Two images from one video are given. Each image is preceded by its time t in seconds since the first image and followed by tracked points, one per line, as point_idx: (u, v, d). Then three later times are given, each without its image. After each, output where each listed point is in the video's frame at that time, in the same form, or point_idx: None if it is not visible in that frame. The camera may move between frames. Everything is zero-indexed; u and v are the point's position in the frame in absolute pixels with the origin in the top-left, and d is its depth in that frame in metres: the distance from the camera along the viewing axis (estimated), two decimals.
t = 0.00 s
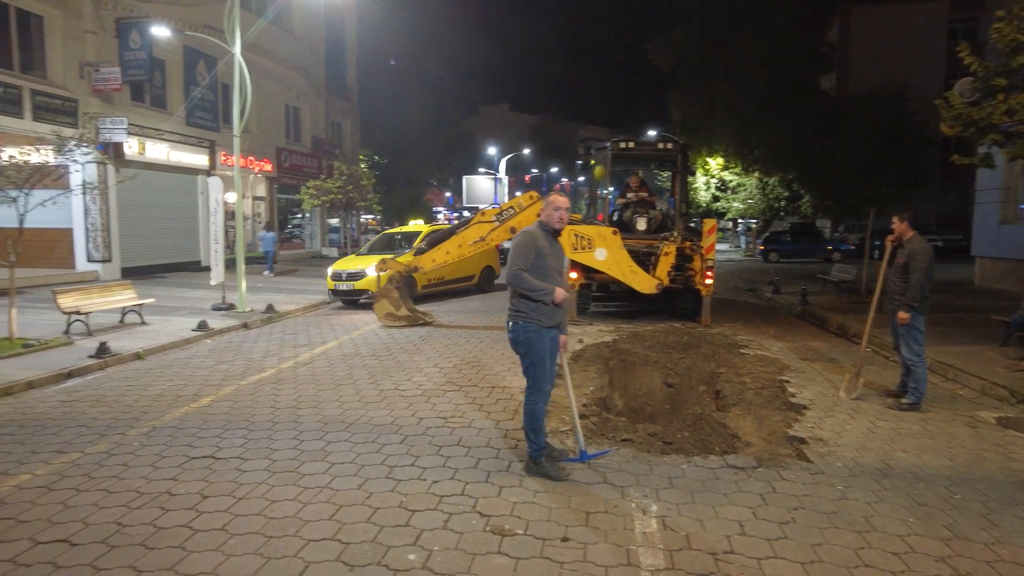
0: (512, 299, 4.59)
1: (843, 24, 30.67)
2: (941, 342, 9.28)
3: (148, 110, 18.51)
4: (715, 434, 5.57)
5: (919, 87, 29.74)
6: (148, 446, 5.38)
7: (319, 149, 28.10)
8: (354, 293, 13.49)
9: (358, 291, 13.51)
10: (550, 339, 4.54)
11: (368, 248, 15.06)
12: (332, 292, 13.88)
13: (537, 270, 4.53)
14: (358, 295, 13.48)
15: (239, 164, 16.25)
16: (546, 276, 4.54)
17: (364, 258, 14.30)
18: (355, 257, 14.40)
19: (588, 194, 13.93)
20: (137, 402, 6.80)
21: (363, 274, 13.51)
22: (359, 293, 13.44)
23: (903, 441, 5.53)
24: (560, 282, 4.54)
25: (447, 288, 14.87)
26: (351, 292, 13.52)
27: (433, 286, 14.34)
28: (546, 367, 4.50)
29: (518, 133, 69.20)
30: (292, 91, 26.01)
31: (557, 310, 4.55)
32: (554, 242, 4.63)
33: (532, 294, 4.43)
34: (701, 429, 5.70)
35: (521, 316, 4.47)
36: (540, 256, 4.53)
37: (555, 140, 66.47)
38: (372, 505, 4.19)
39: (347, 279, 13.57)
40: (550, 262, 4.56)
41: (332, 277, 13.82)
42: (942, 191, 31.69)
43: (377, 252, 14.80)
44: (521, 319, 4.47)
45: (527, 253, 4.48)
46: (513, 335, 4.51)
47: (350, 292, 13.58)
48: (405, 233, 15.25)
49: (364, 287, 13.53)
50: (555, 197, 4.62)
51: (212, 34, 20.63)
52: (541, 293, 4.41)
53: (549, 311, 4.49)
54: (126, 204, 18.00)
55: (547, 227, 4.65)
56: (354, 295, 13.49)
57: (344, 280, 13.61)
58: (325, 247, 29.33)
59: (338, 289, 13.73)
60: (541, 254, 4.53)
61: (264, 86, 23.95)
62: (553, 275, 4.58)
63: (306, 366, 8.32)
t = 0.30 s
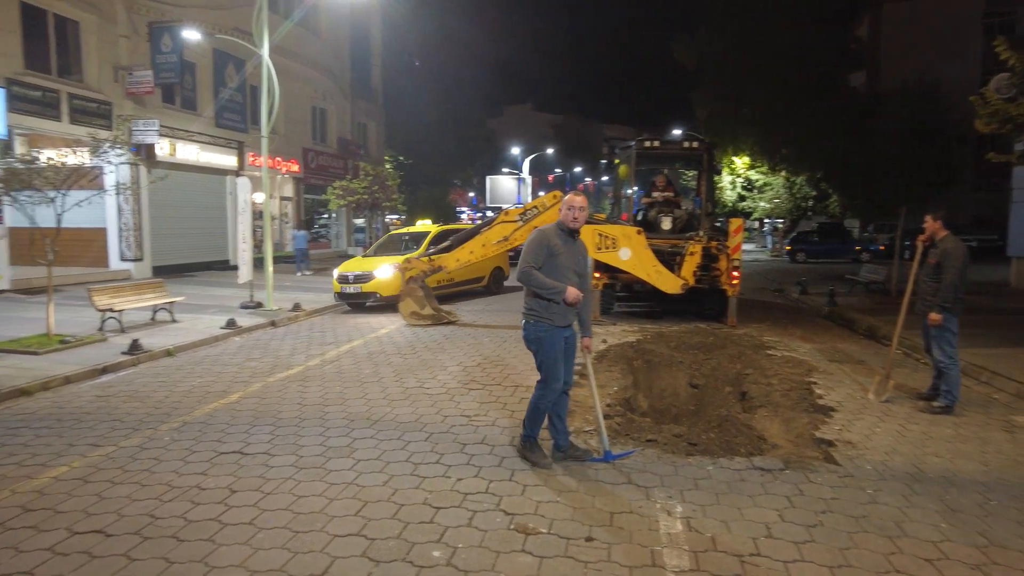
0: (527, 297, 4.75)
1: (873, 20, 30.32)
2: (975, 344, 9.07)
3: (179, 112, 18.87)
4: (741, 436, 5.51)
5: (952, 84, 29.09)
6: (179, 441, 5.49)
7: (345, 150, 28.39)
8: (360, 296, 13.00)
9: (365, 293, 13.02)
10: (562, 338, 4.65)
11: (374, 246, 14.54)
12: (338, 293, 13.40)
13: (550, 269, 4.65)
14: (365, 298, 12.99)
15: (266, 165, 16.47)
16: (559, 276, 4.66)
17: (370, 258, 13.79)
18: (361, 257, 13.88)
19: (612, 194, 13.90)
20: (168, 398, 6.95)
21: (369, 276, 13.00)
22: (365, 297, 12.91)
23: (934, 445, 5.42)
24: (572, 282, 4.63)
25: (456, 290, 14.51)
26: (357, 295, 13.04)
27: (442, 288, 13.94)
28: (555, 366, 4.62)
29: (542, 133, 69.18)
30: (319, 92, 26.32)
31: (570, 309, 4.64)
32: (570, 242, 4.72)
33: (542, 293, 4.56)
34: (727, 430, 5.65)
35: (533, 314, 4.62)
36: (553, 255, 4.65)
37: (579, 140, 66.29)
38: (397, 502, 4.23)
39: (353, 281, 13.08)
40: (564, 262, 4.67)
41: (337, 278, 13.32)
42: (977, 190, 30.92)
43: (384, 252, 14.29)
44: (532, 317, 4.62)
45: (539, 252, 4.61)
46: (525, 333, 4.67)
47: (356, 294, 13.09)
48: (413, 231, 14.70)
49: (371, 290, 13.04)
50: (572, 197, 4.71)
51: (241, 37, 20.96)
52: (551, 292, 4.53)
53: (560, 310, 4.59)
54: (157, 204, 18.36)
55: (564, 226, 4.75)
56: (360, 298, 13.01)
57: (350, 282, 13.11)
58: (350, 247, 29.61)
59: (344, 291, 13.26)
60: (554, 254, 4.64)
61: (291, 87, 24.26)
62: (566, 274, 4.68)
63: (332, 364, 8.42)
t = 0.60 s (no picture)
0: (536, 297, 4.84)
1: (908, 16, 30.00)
2: (1013, 347, 8.82)
3: (210, 114, 19.23)
4: (770, 438, 5.43)
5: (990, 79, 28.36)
6: (210, 437, 5.58)
7: (372, 151, 28.63)
8: (368, 300, 12.31)
9: (372, 297, 12.35)
10: (570, 338, 4.70)
11: (381, 248, 13.87)
12: (344, 297, 12.75)
13: (554, 269, 4.72)
14: (373, 302, 12.32)
15: (294, 166, 16.62)
16: (564, 276, 4.72)
17: (377, 260, 13.12)
18: (367, 259, 13.22)
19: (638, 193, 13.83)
20: (200, 394, 7.09)
21: (377, 278, 12.32)
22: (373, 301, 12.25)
23: (970, 450, 5.29)
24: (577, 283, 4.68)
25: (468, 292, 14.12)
26: (364, 298, 12.36)
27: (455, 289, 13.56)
28: (561, 367, 4.70)
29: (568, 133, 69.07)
30: (347, 94, 26.62)
31: (576, 310, 4.68)
32: (576, 242, 4.77)
33: (546, 293, 4.64)
34: (755, 432, 5.57)
35: (540, 314, 4.72)
36: (558, 256, 4.72)
37: (605, 140, 66.04)
38: (424, 499, 4.26)
39: (360, 284, 12.41)
40: (569, 262, 4.73)
41: (343, 282, 12.67)
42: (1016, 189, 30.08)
43: (391, 253, 13.61)
44: (539, 316, 4.71)
45: (543, 253, 4.69)
46: (533, 331, 4.77)
47: (363, 298, 12.40)
48: (421, 231, 14.05)
49: (379, 293, 12.33)
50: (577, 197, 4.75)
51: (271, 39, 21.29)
52: (554, 293, 4.61)
53: (565, 311, 4.65)
54: (189, 204, 18.73)
55: (571, 227, 4.81)
56: (367, 301, 12.34)
57: (357, 285, 12.44)
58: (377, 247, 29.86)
59: (351, 295, 12.58)
60: (558, 255, 4.71)
61: (319, 88, 24.55)
62: (572, 274, 4.74)
63: (360, 362, 8.50)
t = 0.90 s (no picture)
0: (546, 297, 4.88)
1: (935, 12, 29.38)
2: None
3: (234, 116, 19.48)
4: (792, 440, 5.37)
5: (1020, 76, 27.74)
6: (233, 434, 5.65)
7: (392, 151, 28.80)
8: (372, 303, 11.87)
9: (377, 300, 11.90)
10: (580, 336, 4.73)
11: (384, 249, 13.38)
12: (347, 300, 12.27)
13: (559, 270, 4.76)
14: (377, 306, 11.86)
15: (315, 167, 16.77)
16: (570, 276, 4.74)
17: (381, 262, 12.66)
18: (370, 261, 12.74)
19: (658, 192, 13.74)
20: (223, 392, 7.19)
21: (381, 281, 11.87)
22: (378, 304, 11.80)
23: (998, 455, 5.19)
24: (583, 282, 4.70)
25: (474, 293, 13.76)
26: (368, 302, 11.92)
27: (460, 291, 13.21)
28: (574, 366, 4.74)
29: (588, 133, 68.89)
30: (368, 95, 26.80)
31: (585, 310, 4.69)
32: (581, 242, 4.79)
33: (553, 294, 4.66)
34: (777, 434, 5.50)
35: (549, 314, 4.76)
36: (563, 257, 4.75)
37: (625, 140, 65.76)
38: (443, 498, 4.28)
39: (364, 286, 11.96)
40: (574, 261, 4.75)
41: (345, 284, 12.21)
42: None
43: (395, 255, 13.13)
44: (548, 316, 4.76)
45: (548, 255, 4.73)
46: (544, 331, 4.81)
47: (367, 301, 11.96)
48: (425, 232, 13.57)
49: (384, 296, 11.89)
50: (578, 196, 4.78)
51: (293, 41, 21.49)
52: (561, 293, 4.62)
53: (573, 311, 4.67)
54: (213, 205, 18.99)
55: (575, 226, 4.84)
56: (371, 305, 11.90)
57: (361, 288, 11.99)
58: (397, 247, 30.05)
59: (353, 298, 12.13)
60: (563, 255, 4.74)
61: (340, 89, 24.74)
62: (578, 274, 4.75)
63: (379, 361, 8.56)
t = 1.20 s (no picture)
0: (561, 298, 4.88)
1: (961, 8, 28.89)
2: None
3: (256, 117, 19.71)
4: (813, 443, 5.31)
5: None
6: (255, 432, 5.73)
7: (411, 152, 28.95)
8: (375, 306, 11.41)
9: (380, 303, 11.44)
10: (596, 335, 4.74)
11: (387, 250, 12.91)
12: (349, 303, 11.81)
13: (574, 270, 4.77)
14: (381, 309, 11.41)
15: (336, 167, 16.90)
16: (586, 275, 4.74)
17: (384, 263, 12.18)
18: (373, 262, 12.28)
19: (678, 192, 13.67)
20: (245, 390, 7.28)
21: (385, 283, 11.40)
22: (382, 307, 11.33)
23: None
24: (599, 281, 4.71)
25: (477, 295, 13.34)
26: (371, 304, 11.46)
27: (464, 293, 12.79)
28: (590, 365, 4.76)
29: (607, 132, 68.67)
30: (387, 95, 26.97)
31: (600, 309, 4.69)
32: (593, 241, 4.80)
33: (569, 294, 4.66)
34: (798, 436, 5.44)
35: (565, 314, 4.75)
36: (577, 257, 4.76)
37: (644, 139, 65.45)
38: (463, 497, 4.30)
39: (367, 288, 11.49)
40: (589, 261, 4.75)
41: (348, 286, 11.76)
42: None
43: (399, 256, 12.66)
44: (564, 316, 4.75)
45: (562, 256, 4.74)
46: (560, 332, 4.80)
47: (370, 304, 11.49)
48: (429, 231, 13.08)
49: (388, 299, 11.42)
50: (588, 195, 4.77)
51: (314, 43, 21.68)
52: (578, 293, 4.62)
53: (590, 310, 4.67)
54: (235, 205, 19.23)
55: (586, 225, 4.85)
56: (375, 307, 11.44)
57: (364, 290, 11.53)
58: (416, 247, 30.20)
59: (356, 301, 11.65)
60: (577, 255, 4.75)
61: (360, 90, 24.90)
62: (593, 273, 4.75)
63: (399, 360, 8.61)
